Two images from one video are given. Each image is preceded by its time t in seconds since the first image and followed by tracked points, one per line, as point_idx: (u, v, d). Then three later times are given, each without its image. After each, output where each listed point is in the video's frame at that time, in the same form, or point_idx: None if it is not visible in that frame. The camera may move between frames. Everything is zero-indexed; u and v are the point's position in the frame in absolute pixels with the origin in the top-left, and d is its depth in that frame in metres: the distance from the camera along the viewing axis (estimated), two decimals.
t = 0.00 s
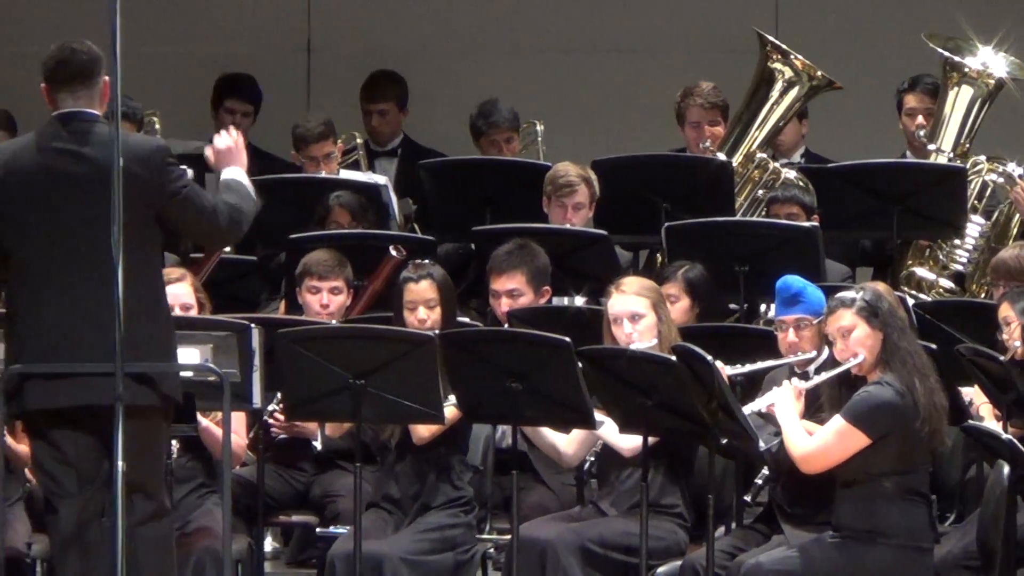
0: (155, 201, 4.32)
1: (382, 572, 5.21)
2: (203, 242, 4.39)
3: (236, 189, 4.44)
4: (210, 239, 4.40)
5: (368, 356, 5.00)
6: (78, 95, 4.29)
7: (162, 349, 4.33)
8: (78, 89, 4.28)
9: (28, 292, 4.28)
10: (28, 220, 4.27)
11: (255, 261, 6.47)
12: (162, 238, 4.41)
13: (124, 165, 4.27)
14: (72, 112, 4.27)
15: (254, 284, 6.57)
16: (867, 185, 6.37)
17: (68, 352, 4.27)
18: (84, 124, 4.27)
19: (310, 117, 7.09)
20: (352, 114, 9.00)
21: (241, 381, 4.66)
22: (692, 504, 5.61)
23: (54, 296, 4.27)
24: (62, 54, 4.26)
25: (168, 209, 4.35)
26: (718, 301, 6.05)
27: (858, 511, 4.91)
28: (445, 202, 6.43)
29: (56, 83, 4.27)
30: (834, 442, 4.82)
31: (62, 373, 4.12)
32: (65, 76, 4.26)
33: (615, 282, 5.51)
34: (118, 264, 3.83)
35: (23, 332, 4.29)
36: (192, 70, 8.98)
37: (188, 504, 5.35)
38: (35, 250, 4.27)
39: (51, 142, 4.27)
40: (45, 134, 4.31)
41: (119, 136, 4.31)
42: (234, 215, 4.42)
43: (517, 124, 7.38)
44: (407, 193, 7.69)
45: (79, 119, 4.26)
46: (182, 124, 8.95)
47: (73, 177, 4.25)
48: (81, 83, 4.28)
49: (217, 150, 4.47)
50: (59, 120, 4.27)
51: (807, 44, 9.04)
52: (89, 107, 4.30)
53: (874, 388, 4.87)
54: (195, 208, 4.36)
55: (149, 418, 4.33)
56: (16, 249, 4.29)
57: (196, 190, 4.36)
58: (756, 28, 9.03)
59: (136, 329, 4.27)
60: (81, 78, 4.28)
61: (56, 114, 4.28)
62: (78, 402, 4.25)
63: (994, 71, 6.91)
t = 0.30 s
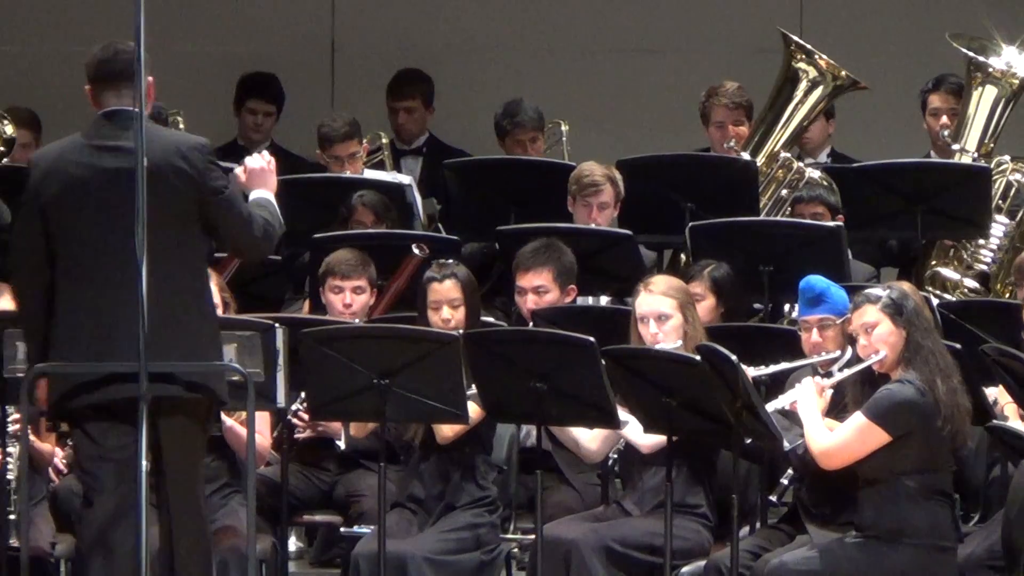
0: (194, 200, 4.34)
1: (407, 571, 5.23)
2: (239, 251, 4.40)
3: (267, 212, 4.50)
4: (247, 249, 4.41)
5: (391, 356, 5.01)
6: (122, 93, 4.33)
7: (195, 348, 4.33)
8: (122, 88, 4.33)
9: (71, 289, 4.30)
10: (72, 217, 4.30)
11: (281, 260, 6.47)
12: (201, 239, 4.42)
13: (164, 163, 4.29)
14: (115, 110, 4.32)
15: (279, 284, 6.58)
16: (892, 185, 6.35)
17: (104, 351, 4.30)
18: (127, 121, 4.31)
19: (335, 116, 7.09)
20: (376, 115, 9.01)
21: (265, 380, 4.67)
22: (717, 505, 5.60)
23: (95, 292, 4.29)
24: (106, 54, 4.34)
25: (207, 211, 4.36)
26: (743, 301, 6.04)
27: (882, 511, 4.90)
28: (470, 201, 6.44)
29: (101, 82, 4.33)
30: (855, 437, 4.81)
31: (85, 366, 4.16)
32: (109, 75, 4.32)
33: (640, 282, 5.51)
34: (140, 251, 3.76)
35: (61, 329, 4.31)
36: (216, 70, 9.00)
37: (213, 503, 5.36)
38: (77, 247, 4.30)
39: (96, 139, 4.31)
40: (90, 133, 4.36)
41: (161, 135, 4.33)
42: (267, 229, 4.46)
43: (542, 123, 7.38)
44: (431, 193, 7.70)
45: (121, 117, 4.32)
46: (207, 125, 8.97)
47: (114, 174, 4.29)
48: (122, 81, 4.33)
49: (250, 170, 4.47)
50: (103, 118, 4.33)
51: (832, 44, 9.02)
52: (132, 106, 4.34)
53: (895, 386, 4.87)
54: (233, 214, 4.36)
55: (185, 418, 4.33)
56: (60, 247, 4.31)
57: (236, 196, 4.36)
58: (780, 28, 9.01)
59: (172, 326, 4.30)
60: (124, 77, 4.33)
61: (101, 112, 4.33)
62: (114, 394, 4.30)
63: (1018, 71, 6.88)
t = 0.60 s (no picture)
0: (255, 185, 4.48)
1: (430, 572, 5.23)
2: (311, 217, 4.55)
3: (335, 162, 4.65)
4: (318, 215, 4.55)
5: (415, 356, 5.03)
6: (184, 87, 4.48)
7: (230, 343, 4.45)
8: (184, 82, 4.48)
9: (130, 278, 4.46)
10: (132, 209, 4.45)
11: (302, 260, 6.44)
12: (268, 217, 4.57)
13: (222, 155, 4.44)
14: (175, 104, 4.47)
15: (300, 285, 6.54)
16: (914, 185, 6.34)
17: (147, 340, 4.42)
18: (185, 113, 4.47)
19: (358, 117, 7.11)
20: (399, 115, 9.01)
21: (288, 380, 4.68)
22: (740, 505, 5.60)
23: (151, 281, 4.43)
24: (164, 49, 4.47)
25: (269, 193, 4.49)
26: (765, 300, 6.04)
27: (904, 512, 4.89)
28: (492, 201, 6.44)
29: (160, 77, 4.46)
30: (879, 441, 4.80)
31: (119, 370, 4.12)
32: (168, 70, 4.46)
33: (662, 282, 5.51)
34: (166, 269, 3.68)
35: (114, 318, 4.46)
36: (239, 71, 9.02)
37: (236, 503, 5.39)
38: (138, 238, 4.46)
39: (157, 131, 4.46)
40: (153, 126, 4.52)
41: (219, 126, 4.47)
42: (340, 189, 4.59)
43: (566, 124, 7.38)
44: (454, 194, 7.71)
45: (180, 110, 4.47)
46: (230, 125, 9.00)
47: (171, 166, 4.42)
48: (184, 76, 4.48)
49: (309, 123, 4.65)
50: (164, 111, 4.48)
51: (854, 44, 9.01)
52: (193, 98, 4.50)
53: (918, 387, 4.86)
54: (298, 190, 4.50)
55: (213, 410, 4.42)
56: (123, 238, 4.48)
57: (297, 173, 4.49)
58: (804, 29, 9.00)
59: (222, 315, 4.44)
60: (184, 71, 4.47)
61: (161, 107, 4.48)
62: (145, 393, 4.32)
63: None
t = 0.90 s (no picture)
0: (292, 190, 4.44)
1: (458, 572, 5.24)
2: (345, 233, 4.51)
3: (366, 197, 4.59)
4: (352, 231, 4.51)
5: (444, 356, 5.05)
6: (223, 93, 4.49)
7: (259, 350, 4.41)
8: (222, 89, 4.49)
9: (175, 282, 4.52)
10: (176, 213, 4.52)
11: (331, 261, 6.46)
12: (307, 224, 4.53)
13: (259, 158, 4.41)
14: (214, 109, 4.48)
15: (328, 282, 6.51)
16: (942, 185, 6.32)
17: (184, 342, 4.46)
18: (224, 118, 4.46)
19: (383, 116, 7.11)
20: (426, 116, 9.04)
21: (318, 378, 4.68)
22: (767, 505, 5.59)
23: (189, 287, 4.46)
24: (203, 56, 4.48)
25: (307, 199, 4.46)
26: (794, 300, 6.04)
27: (932, 511, 4.88)
28: (521, 201, 6.44)
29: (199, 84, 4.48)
30: (904, 437, 4.79)
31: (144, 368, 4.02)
32: (207, 77, 4.47)
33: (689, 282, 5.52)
34: (192, 269, 3.68)
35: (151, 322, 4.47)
36: (267, 71, 9.04)
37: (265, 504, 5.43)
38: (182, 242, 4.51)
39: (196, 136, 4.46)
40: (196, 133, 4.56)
41: (256, 129, 4.45)
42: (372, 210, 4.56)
43: (593, 123, 7.37)
44: (481, 194, 7.71)
45: (219, 114, 4.47)
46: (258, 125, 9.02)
47: (207, 171, 4.42)
48: (222, 82, 4.49)
49: (346, 161, 4.66)
50: (204, 116, 4.49)
51: (882, 44, 8.98)
52: (233, 103, 4.50)
53: (945, 386, 4.85)
54: (335, 196, 4.46)
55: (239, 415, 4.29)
56: (172, 242, 4.56)
57: (335, 178, 4.45)
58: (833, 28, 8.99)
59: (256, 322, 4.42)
60: (222, 79, 4.48)
61: (200, 112, 4.50)
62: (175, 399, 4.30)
63: None
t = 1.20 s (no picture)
0: (331, 188, 4.45)
1: (486, 572, 5.26)
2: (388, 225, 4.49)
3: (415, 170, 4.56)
4: (395, 220, 4.49)
5: (472, 357, 5.08)
6: (262, 92, 4.50)
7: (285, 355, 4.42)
8: (263, 87, 4.50)
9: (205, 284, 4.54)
10: (206, 212, 4.52)
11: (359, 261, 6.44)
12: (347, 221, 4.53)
13: (298, 158, 4.42)
14: (253, 108, 4.50)
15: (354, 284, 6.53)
16: (971, 186, 6.30)
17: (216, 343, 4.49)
18: (257, 118, 4.48)
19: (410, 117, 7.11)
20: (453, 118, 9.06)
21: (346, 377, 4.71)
22: (795, 506, 5.59)
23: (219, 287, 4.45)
24: (246, 54, 4.49)
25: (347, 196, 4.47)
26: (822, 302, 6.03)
27: (961, 514, 4.89)
28: (549, 202, 6.43)
29: (239, 82, 4.50)
30: (937, 445, 4.78)
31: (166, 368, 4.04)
32: (247, 76, 4.48)
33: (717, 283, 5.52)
34: (221, 269, 3.73)
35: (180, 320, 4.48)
36: (295, 73, 9.06)
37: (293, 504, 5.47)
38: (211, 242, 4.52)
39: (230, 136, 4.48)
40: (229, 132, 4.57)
41: (294, 130, 4.47)
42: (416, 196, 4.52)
43: (622, 124, 7.37)
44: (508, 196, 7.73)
45: (257, 114, 4.48)
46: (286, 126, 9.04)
47: (246, 170, 4.44)
48: (262, 82, 4.50)
49: (388, 132, 4.56)
50: (241, 115, 4.50)
51: (910, 44, 8.96)
52: (269, 103, 4.52)
53: (976, 392, 4.83)
54: (377, 190, 4.45)
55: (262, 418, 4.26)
56: (201, 241, 4.56)
57: (375, 173, 4.45)
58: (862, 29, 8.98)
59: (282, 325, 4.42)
60: (261, 78, 4.49)
61: (238, 111, 4.51)
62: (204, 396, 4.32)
63: None
